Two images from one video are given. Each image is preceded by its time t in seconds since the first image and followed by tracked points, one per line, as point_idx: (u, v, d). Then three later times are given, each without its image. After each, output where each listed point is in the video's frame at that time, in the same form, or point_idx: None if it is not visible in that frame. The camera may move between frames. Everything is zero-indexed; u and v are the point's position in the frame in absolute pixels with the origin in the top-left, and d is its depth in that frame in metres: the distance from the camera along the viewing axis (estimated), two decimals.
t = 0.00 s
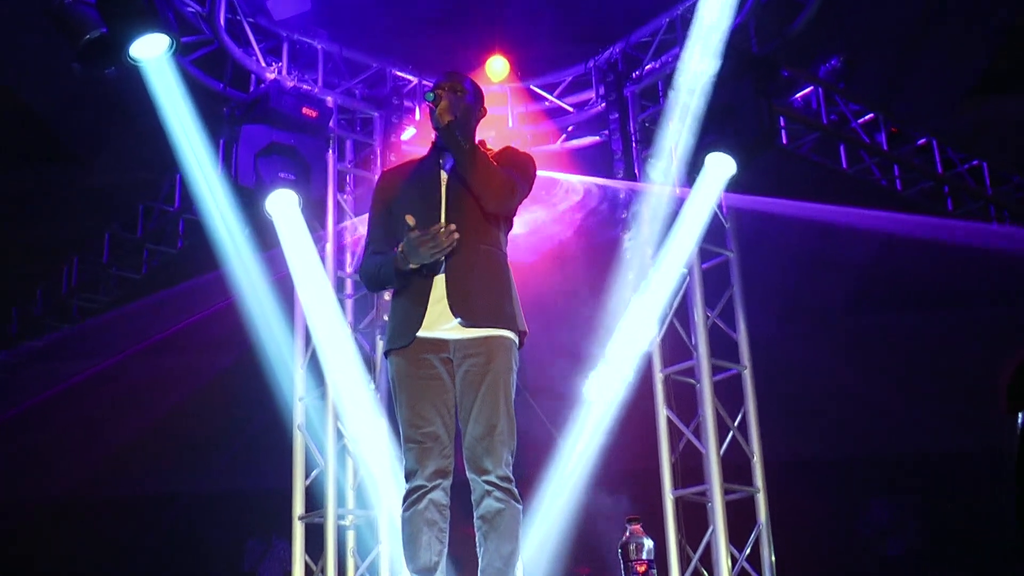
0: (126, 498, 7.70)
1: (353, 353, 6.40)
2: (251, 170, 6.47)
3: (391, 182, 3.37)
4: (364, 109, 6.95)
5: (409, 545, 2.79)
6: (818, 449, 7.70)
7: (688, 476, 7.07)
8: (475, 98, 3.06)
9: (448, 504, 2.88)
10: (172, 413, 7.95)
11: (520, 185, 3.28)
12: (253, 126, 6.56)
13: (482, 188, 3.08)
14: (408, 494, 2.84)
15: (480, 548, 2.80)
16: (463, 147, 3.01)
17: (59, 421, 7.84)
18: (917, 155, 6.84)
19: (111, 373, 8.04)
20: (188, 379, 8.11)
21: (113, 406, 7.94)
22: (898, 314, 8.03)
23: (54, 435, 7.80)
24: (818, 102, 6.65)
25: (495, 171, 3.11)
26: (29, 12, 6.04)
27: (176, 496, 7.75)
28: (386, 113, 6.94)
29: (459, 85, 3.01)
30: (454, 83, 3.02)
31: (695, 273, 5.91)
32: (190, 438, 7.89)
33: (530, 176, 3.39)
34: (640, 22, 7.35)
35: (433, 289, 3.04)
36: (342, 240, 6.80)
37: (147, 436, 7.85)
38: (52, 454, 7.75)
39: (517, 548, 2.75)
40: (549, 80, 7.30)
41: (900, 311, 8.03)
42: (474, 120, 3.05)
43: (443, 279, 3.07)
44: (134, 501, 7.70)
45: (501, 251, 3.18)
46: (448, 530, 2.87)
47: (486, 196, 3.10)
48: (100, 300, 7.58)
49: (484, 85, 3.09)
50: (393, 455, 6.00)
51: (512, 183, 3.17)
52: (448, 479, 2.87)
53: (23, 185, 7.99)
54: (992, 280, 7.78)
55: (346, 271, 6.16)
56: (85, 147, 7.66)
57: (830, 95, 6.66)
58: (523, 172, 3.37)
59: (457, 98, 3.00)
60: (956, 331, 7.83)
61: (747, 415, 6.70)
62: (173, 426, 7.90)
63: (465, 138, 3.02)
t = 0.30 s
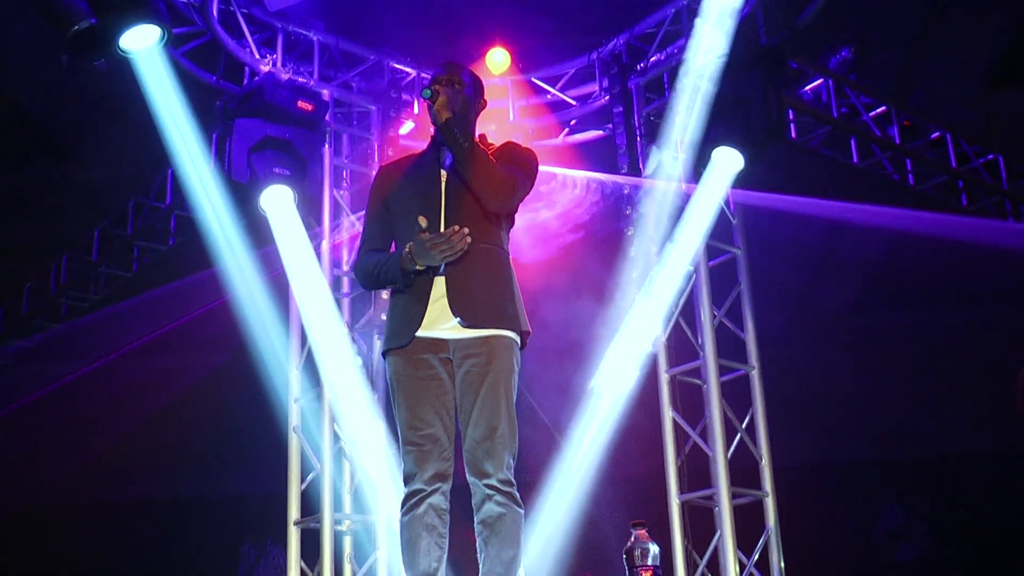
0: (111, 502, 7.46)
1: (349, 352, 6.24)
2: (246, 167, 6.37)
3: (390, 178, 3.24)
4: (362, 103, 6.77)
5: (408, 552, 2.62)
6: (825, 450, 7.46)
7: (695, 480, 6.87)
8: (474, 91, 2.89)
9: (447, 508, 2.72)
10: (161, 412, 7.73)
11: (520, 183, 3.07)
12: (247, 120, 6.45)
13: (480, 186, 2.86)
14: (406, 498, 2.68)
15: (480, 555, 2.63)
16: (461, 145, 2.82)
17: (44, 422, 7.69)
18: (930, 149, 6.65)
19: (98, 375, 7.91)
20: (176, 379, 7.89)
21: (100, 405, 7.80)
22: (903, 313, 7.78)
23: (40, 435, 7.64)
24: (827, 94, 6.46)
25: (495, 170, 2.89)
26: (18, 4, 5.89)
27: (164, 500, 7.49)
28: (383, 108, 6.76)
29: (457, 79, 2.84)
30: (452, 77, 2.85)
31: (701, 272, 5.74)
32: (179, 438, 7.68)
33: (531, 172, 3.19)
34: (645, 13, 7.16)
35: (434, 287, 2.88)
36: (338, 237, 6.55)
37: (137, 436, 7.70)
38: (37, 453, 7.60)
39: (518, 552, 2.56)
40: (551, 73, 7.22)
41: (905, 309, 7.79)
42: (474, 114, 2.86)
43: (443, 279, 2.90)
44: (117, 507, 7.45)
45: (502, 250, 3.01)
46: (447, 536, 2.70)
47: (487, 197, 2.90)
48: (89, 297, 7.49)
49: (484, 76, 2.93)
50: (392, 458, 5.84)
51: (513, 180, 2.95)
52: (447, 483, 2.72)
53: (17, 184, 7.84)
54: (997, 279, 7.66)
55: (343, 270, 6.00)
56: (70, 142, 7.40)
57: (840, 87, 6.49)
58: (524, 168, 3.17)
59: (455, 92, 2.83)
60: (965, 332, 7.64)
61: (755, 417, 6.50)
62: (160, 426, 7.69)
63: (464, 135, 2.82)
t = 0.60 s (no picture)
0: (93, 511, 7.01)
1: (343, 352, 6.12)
2: (237, 162, 6.12)
3: (386, 176, 3.08)
4: (356, 98, 6.61)
5: (404, 559, 2.48)
6: (837, 453, 7.26)
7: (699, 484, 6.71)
8: (471, 85, 2.78)
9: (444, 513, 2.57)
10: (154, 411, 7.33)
11: (520, 179, 2.95)
12: (239, 114, 6.21)
13: (477, 181, 2.71)
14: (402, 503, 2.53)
15: (479, 562, 2.50)
16: (459, 142, 2.66)
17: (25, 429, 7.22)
18: (940, 144, 6.48)
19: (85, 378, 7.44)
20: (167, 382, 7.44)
21: (86, 408, 7.36)
22: (910, 312, 7.59)
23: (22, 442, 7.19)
24: (834, 87, 6.36)
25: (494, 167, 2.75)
26: None
27: (151, 509, 7.07)
28: (378, 101, 6.60)
29: (455, 71, 2.73)
30: (450, 69, 2.74)
31: (705, 270, 5.65)
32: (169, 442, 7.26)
33: (531, 168, 3.03)
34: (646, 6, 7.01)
35: (430, 288, 2.71)
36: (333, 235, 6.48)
37: (124, 440, 7.23)
38: (16, 460, 7.13)
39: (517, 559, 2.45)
40: (550, 66, 7.09)
41: (908, 309, 7.60)
42: (471, 108, 2.76)
43: (440, 279, 2.73)
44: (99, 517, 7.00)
45: (503, 249, 2.86)
46: (445, 542, 2.55)
47: (484, 192, 2.74)
48: (76, 297, 7.52)
49: (482, 70, 2.82)
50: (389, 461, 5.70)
51: (513, 178, 2.82)
52: (445, 487, 2.58)
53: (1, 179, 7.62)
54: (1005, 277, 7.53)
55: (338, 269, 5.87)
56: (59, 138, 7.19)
57: (848, 79, 6.37)
58: (524, 165, 3.02)
59: (451, 85, 2.72)
60: (981, 332, 7.42)
61: (761, 419, 6.34)
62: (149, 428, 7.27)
63: (463, 131, 2.67)
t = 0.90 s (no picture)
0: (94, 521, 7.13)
1: (341, 361, 5.99)
2: (232, 167, 6.03)
3: (383, 181, 2.92)
4: (353, 101, 6.44)
5: None
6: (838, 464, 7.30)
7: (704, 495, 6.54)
8: (471, 90, 2.69)
9: (445, 528, 2.43)
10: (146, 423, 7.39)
11: (522, 185, 2.79)
12: (233, 118, 6.10)
13: (477, 190, 2.56)
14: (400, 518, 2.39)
15: None
16: (459, 149, 2.55)
17: (17, 438, 7.17)
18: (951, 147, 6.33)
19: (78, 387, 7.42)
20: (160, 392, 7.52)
21: (79, 419, 7.37)
22: (921, 320, 7.25)
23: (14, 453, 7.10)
24: (842, 89, 6.24)
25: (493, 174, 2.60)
26: None
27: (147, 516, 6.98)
28: (377, 105, 6.48)
29: (454, 76, 2.66)
30: (449, 74, 2.67)
31: (711, 277, 5.48)
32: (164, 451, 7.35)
33: (534, 174, 2.90)
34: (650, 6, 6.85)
35: (430, 297, 2.56)
36: (330, 242, 6.34)
37: (119, 451, 7.27)
38: (11, 468, 7.08)
39: None
40: (551, 69, 6.98)
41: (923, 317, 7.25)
42: (470, 113, 2.67)
43: (440, 288, 2.58)
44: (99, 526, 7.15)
45: (504, 258, 2.70)
46: (445, 557, 2.40)
47: (484, 202, 2.60)
48: (67, 307, 7.09)
49: (482, 75, 2.74)
50: (388, 473, 5.59)
51: (514, 186, 2.66)
52: (445, 500, 2.44)
53: None
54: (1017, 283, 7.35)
55: (334, 278, 5.76)
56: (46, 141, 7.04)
57: (856, 82, 6.26)
58: (525, 170, 2.89)
59: (449, 89, 2.65)
60: (992, 347, 7.03)
61: (768, 429, 6.18)
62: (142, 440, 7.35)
63: (462, 138, 2.55)
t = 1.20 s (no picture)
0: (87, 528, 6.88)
1: (338, 371, 5.90)
2: (225, 169, 5.84)
3: (383, 182, 2.83)
4: (352, 103, 6.32)
5: None
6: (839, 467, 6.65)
7: (709, 507, 6.37)
8: (473, 93, 2.58)
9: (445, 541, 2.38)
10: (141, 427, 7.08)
11: (525, 190, 2.70)
12: (227, 120, 5.92)
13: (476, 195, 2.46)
14: (398, 532, 2.34)
15: None
16: (460, 154, 2.44)
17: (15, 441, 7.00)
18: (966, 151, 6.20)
19: (72, 393, 7.19)
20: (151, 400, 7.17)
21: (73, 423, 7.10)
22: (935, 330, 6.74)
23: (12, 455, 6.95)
24: (853, 91, 6.09)
25: (495, 180, 2.50)
26: None
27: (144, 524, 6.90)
28: (375, 107, 6.33)
29: (454, 78, 2.54)
30: (450, 75, 2.56)
31: (718, 284, 5.55)
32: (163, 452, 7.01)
33: (535, 179, 2.83)
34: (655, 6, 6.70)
35: (429, 305, 2.49)
36: (327, 248, 6.22)
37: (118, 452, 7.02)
38: (11, 468, 6.94)
39: None
40: (554, 70, 6.84)
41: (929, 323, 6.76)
42: (472, 116, 2.56)
43: (440, 295, 2.51)
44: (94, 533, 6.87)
45: (506, 265, 2.63)
46: (444, 570, 2.35)
47: (486, 208, 2.51)
48: (56, 312, 6.95)
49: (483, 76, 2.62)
50: (386, 484, 5.45)
51: (518, 190, 2.56)
52: (445, 512, 2.38)
53: None
54: None
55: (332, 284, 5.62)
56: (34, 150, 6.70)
57: (867, 83, 6.10)
58: (527, 174, 2.81)
59: (450, 92, 2.53)
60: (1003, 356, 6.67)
61: (776, 440, 6.01)
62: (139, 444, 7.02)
63: (464, 143, 2.44)
